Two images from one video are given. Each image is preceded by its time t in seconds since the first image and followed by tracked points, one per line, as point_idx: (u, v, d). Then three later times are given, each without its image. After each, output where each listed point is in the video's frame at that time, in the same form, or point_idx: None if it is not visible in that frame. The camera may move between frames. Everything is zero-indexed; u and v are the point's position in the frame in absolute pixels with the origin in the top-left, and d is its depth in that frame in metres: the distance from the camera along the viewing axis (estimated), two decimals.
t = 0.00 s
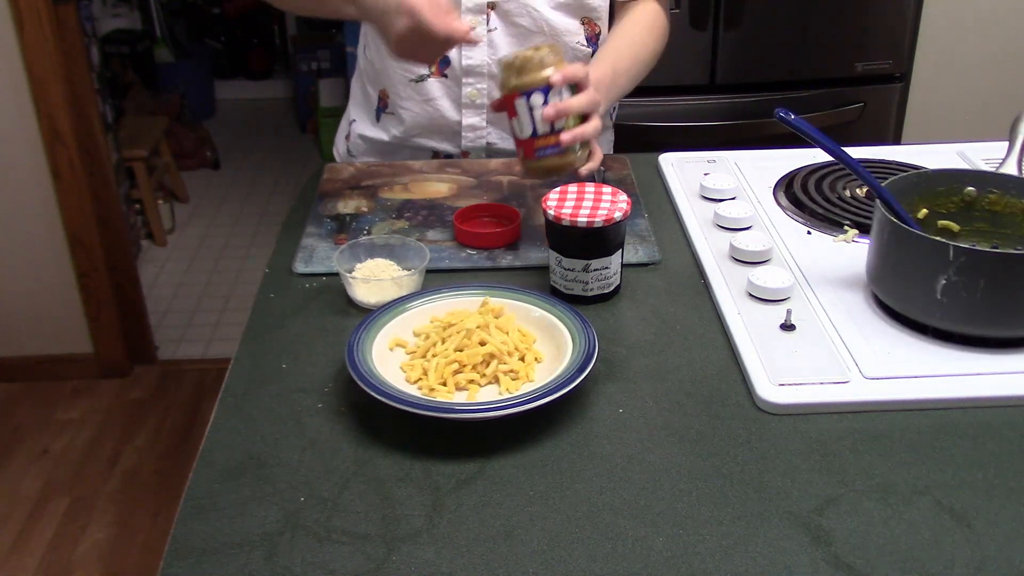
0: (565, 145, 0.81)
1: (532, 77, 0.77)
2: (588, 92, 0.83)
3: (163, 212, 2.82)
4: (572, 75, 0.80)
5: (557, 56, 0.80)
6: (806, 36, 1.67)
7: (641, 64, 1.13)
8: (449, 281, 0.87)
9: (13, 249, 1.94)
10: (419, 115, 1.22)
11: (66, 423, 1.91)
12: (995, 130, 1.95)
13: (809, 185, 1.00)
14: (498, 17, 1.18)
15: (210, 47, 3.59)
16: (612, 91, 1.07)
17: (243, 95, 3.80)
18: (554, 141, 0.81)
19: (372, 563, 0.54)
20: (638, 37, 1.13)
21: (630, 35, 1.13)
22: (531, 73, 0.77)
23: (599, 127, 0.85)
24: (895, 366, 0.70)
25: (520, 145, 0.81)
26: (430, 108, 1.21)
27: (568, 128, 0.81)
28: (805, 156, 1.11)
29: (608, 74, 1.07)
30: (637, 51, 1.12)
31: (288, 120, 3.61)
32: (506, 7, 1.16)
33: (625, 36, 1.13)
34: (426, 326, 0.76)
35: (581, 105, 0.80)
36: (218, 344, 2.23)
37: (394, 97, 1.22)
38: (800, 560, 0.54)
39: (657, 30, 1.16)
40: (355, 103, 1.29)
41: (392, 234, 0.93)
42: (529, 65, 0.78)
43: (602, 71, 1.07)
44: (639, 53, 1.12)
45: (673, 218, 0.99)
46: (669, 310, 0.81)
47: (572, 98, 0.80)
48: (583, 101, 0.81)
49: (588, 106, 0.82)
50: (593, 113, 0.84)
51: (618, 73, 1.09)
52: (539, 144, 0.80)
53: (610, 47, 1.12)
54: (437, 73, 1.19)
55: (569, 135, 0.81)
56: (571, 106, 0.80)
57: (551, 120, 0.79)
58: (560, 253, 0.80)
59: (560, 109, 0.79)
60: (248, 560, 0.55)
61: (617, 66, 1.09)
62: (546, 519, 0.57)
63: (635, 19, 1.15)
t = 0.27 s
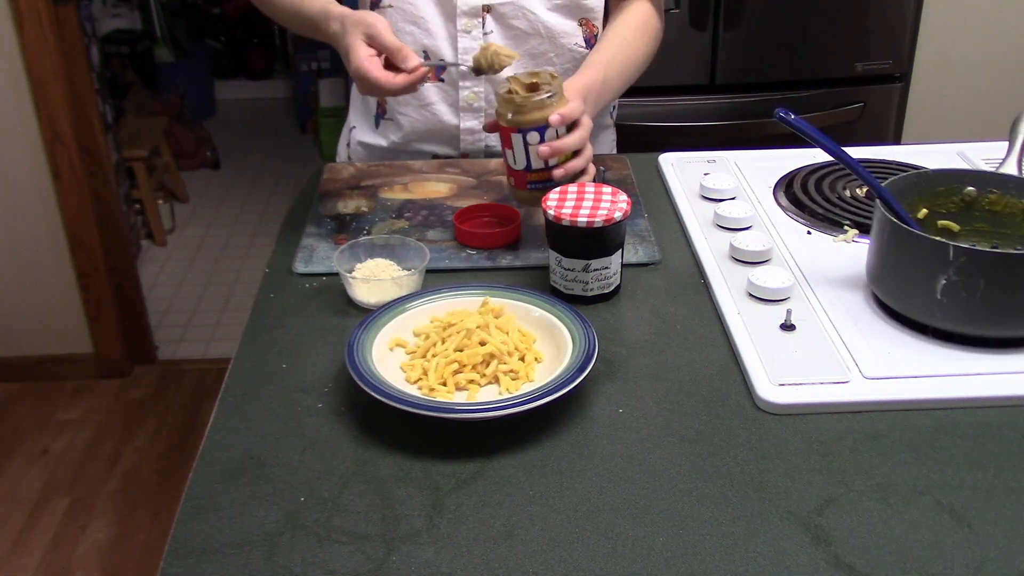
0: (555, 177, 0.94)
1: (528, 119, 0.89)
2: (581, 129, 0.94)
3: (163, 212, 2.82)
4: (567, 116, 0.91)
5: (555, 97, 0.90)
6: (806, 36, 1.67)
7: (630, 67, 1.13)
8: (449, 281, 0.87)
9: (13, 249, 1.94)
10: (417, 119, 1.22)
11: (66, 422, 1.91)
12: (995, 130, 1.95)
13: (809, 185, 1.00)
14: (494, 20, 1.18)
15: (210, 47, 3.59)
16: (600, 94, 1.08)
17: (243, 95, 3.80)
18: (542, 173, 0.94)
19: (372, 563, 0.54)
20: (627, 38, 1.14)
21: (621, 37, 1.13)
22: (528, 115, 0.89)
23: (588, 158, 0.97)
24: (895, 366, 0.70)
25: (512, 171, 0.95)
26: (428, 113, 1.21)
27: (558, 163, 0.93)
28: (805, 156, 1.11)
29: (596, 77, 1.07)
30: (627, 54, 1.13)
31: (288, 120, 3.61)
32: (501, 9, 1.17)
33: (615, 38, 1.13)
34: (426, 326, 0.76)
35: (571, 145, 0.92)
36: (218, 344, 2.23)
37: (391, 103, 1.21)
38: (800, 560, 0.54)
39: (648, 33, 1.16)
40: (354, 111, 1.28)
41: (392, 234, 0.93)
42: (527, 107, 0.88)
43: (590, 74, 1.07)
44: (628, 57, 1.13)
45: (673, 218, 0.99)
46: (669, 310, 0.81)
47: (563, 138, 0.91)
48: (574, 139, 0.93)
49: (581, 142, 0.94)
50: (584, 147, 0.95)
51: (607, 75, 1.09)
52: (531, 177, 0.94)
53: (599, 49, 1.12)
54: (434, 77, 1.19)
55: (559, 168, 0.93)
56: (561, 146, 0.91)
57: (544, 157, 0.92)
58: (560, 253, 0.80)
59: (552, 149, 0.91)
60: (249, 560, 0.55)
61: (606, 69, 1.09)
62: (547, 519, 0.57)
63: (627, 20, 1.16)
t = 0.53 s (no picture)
0: (542, 162, 0.81)
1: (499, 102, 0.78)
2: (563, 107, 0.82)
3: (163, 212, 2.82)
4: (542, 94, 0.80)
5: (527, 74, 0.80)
6: (806, 36, 1.67)
7: (635, 66, 1.13)
8: (449, 281, 0.87)
9: (13, 249, 1.94)
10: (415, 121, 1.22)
11: (66, 422, 1.91)
12: (995, 130, 1.95)
13: (809, 185, 1.00)
14: (494, 22, 1.18)
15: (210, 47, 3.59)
16: (603, 94, 1.08)
17: (243, 95, 3.80)
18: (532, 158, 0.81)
19: (372, 563, 0.54)
20: (629, 36, 1.13)
21: (623, 36, 1.13)
22: (500, 99, 0.78)
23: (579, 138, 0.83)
24: (895, 366, 0.70)
25: (504, 166, 0.83)
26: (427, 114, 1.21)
27: (542, 145, 0.80)
28: (805, 156, 1.11)
29: (598, 75, 1.07)
30: (631, 54, 1.12)
31: (288, 120, 3.61)
32: (501, 11, 1.17)
33: (618, 37, 1.13)
34: (426, 326, 0.76)
35: (552, 124, 0.80)
36: (218, 344, 2.23)
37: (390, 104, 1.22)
38: (800, 560, 0.54)
39: (652, 31, 1.15)
40: (356, 112, 1.30)
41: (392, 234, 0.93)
42: (496, 90, 0.78)
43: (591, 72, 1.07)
44: (631, 59, 1.12)
45: (673, 218, 0.99)
46: (669, 310, 0.81)
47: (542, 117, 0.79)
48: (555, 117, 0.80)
49: (563, 119, 0.81)
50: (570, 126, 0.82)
51: (609, 74, 1.09)
52: (518, 164, 0.81)
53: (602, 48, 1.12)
54: (433, 79, 1.19)
55: (544, 152, 0.80)
56: (540, 125, 0.79)
57: (524, 140, 0.79)
58: (560, 253, 0.80)
59: (531, 131, 0.79)
60: (249, 560, 0.55)
61: (608, 67, 1.09)
62: (546, 519, 0.57)
63: (630, 19, 1.15)
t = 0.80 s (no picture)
0: (547, 115, 0.80)
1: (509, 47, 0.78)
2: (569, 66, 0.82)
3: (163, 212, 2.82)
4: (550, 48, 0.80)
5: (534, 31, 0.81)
6: (806, 36, 1.67)
7: (635, 69, 1.13)
8: (449, 281, 0.87)
9: (13, 249, 1.94)
10: (416, 117, 1.22)
11: (66, 422, 1.91)
12: (994, 130, 1.95)
13: (809, 185, 1.00)
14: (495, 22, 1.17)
15: (210, 47, 3.59)
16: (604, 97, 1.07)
17: (243, 95, 3.80)
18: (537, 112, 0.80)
19: (372, 563, 0.54)
20: (628, 39, 1.14)
21: (623, 39, 1.13)
22: (510, 48, 0.78)
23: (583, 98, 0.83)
24: (895, 366, 0.70)
25: (502, 123, 0.81)
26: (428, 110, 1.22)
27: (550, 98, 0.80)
28: (805, 156, 1.11)
29: (598, 78, 1.07)
30: (631, 57, 1.12)
31: (288, 120, 3.61)
32: (502, 11, 1.16)
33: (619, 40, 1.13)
34: (426, 326, 0.76)
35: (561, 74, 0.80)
36: (218, 344, 2.23)
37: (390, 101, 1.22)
38: (800, 561, 0.54)
39: (652, 34, 1.15)
40: (356, 110, 1.30)
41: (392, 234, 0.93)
42: (506, 38, 0.78)
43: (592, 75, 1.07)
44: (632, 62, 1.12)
45: (673, 218, 0.99)
46: (669, 311, 0.81)
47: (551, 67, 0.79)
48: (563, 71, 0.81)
49: (570, 77, 0.81)
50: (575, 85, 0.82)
51: (609, 77, 1.09)
52: (521, 118, 0.79)
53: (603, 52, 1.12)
54: (434, 76, 1.20)
55: (552, 104, 0.80)
56: (551, 75, 0.79)
57: (531, 90, 0.79)
58: (560, 253, 0.80)
59: (541, 79, 0.79)
60: (249, 560, 0.55)
61: (608, 70, 1.09)
62: (547, 519, 0.57)
63: (631, 23, 1.15)
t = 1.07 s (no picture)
0: (555, 136, 0.80)
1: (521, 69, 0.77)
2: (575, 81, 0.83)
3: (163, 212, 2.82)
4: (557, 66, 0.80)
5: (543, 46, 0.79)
6: (806, 36, 1.67)
7: (633, 71, 1.12)
8: (448, 281, 0.87)
9: (12, 249, 1.94)
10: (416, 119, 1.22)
11: (66, 422, 1.91)
12: (995, 130, 1.95)
13: (809, 185, 1.00)
14: (494, 22, 1.18)
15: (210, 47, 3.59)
16: (603, 98, 1.07)
17: (243, 95, 3.80)
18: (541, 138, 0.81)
19: (372, 563, 0.54)
20: (626, 40, 1.13)
21: (620, 41, 1.13)
22: (521, 68, 0.76)
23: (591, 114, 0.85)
24: (895, 366, 0.70)
25: (509, 140, 0.80)
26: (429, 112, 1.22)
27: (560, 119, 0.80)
28: (805, 156, 1.11)
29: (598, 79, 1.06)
30: (628, 59, 1.12)
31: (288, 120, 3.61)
32: (501, 12, 1.17)
33: (617, 42, 1.13)
34: (426, 326, 0.76)
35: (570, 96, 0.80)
36: (218, 344, 2.23)
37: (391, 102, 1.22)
38: (800, 560, 0.54)
39: (649, 36, 1.15)
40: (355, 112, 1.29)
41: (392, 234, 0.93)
42: (518, 56, 0.77)
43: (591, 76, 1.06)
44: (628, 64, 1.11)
45: (673, 218, 0.99)
46: (669, 311, 0.81)
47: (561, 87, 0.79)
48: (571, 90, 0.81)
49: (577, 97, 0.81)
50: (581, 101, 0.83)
51: (608, 78, 1.08)
52: (530, 138, 0.80)
53: (600, 53, 1.12)
54: (434, 78, 1.20)
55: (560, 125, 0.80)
56: (561, 98, 0.79)
57: (542, 112, 0.79)
58: (560, 253, 0.80)
59: (552, 101, 0.78)
60: (249, 560, 0.55)
61: (607, 73, 1.08)
62: (547, 519, 0.57)
63: (628, 24, 1.15)
